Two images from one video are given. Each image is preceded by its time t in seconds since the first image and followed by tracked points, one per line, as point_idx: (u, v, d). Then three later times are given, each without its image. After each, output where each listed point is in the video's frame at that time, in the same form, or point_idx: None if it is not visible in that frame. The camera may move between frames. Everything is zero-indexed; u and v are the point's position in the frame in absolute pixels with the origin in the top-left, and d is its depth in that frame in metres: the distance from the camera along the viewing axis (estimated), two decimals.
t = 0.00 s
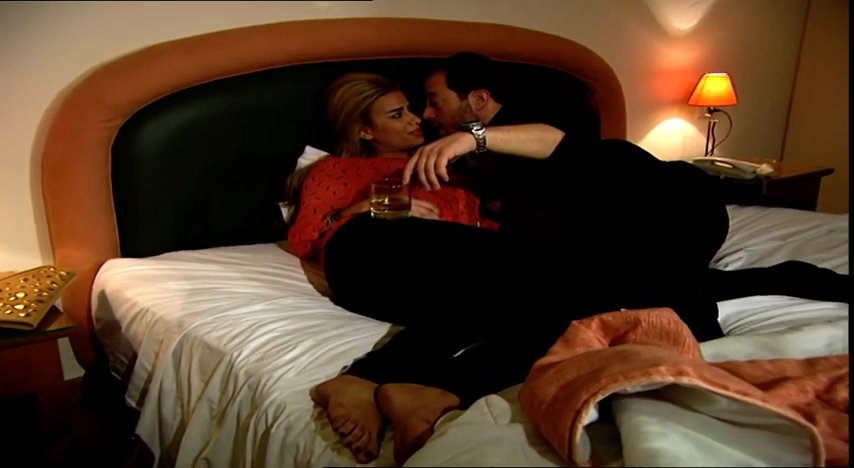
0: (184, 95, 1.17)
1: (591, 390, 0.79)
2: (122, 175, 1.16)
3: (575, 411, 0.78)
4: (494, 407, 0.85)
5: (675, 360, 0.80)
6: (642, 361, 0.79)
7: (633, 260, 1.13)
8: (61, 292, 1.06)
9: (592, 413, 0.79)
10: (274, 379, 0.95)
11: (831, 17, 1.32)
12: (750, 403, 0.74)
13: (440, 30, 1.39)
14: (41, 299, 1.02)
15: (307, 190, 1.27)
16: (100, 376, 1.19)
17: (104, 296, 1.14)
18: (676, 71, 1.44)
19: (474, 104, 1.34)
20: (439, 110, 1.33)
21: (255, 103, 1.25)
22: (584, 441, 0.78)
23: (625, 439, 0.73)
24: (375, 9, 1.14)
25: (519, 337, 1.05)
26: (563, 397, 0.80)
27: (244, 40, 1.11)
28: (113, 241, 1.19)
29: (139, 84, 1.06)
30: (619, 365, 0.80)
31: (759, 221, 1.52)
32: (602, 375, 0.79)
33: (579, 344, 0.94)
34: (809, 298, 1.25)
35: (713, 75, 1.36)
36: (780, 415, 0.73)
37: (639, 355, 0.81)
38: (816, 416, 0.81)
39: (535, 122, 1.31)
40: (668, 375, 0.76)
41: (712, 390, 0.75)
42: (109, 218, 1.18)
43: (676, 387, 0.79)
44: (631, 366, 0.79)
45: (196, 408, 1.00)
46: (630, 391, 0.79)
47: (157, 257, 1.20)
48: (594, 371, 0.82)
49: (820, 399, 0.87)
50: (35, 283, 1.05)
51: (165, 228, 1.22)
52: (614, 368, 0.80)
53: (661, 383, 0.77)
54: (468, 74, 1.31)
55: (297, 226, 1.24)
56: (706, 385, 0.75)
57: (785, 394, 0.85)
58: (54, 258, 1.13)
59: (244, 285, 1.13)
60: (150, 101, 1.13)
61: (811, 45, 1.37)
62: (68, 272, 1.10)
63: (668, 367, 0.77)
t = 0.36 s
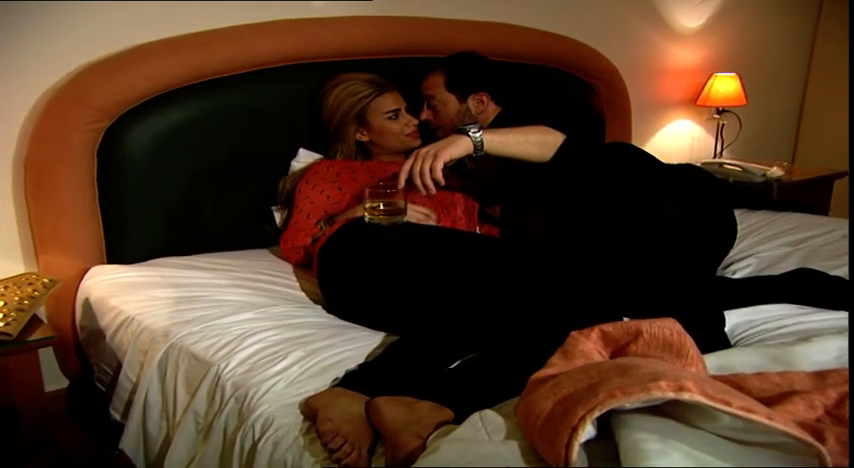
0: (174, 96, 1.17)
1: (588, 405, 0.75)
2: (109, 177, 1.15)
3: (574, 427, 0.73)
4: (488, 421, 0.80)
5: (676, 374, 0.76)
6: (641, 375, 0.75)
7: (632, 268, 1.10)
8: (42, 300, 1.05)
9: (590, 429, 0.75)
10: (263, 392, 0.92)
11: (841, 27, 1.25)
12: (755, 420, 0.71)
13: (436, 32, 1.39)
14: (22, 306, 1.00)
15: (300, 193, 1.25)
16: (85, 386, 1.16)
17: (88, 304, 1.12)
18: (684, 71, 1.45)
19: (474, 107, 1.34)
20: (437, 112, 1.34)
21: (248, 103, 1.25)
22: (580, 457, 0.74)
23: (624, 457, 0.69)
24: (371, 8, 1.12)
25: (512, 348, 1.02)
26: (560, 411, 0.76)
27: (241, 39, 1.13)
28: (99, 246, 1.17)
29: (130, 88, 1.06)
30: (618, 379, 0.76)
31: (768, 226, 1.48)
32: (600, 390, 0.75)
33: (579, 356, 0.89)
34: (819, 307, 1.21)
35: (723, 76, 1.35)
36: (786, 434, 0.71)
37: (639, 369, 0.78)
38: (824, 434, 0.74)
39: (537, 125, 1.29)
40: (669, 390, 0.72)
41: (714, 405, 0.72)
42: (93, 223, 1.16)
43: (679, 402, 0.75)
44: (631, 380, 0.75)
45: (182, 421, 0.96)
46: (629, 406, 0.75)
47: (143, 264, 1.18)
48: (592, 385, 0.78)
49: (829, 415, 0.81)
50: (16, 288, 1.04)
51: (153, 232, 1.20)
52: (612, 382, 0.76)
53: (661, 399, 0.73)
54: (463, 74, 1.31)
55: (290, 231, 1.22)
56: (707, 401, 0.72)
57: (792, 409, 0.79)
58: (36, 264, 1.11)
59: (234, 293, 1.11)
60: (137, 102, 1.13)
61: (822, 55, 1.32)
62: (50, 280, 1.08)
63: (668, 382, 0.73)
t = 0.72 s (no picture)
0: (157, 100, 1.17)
1: (586, 421, 0.70)
2: (95, 182, 1.13)
3: (570, 446, 0.69)
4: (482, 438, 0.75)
5: (678, 389, 0.72)
6: (641, 390, 0.71)
7: (633, 274, 1.07)
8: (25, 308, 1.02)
9: (588, 447, 0.71)
10: (250, 406, 0.88)
11: None
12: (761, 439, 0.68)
13: (433, 33, 1.37)
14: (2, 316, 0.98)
15: (294, 198, 1.22)
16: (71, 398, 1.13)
17: (72, 313, 1.10)
18: (693, 71, 1.51)
19: (474, 107, 1.31)
20: (438, 111, 1.31)
21: (239, 103, 1.24)
22: None
23: None
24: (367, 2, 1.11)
25: (519, 354, 0.98)
26: (555, 428, 0.71)
27: (220, 36, 1.15)
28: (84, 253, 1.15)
29: (113, 86, 1.07)
30: (616, 395, 0.72)
31: (777, 232, 1.43)
32: (597, 407, 0.71)
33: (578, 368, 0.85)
34: (831, 317, 1.16)
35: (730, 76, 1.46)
36: (794, 453, 0.69)
37: (639, 383, 0.73)
38: (835, 453, 0.70)
39: (540, 128, 1.25)
40: (669, 406, 0.68)
41: (717, 423, 0.68)
42: (80, 228, 1.14)
43: (681, 419, 0.70)
44: (629, 396, 0.71)
45: (167, 436, 0.93)
46: (628, 423, 0.71)
47: (130, 272, 1.15)
48: (590, 401, 0.73)
49: (840, 431, 0.76)
50: None
51: (141, 238, 1.18)
52: (610, 398, 0.72)
53: (661, 416, 0.69)
54: (460, 74, 1.28)
55: (282, 238, 1.19)
56: (710, 419, 0.68)
57: (800, 426, 0.75)
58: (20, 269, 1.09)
59: (223, 302, 1.08)
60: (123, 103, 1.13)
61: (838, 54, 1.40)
62: (33, 288, 1.06)
63: (669, 398, 0.69)
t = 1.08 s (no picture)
0: (143, 102, 1.16)
1: (583, 440, 0.66)
2: (81, 186, 1.12)
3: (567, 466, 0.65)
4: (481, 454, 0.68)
5: (680, 405, 0.68)
6: (641, 407, 0.67)
7: (635, 283, 1.04)
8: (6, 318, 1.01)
9: None
10: (238, 421, 0.85)
11: None
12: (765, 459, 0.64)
13: (431, 32, 1.34)
14: None
15: (287, 203, 1.19)
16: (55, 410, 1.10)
17: (55, 323, 1.07)
18: (697, 71, 1.53)
19: (474, 110, 1.30)
20: (436, 114, 1.28)
21: (230, 106, 1.23)
22: None
23: None
24: None
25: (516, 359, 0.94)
26: (551, 448, 0.67)
27: (213, 36, 1.18)
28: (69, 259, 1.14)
29: (91, 83, 1.08)
30: (615, 412, 0.68)
31: (788, 238, 1.38)
32: (595, 425, 0.67)
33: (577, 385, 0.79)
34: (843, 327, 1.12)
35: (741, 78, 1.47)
36: None
37: (639, 400, 0.69)
38: None
39: (540, 132, 1.22)
40: (671, 424, 0.65)
41: (722, 443, 0.64)
42: (65, 234, 1.13)
43: (683, 438, 0.67)
44: (629, 414, 0.67)
45: (152, 452, 0.90)
46: (628, 442, 0.67)
47: (117, 280, 1.12)
48: (588, 418, 0.69)
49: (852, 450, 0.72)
50: None
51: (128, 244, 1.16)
52: (609, 415, 0.68)
53: (662, 435, 0.65)
54: (459, 77, 1.25)
55: (275, 244, 1.16)
56: (713, 438, 0.64)
57: (809, 444, 0.71)
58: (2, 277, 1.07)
59: (212, 312, 1.05)
60: (108, 108, 1.13)
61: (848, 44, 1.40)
62: (15, 297, 1.04)
63: (671, 416, 0.65)
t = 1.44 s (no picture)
0: (131, 107, 1.14)
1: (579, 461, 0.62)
2: (67, 193, 1.10)
3: None
4: None
5: (681, 422, 0.64)
6: (641, 426, 0.63)
7: (639, 296, 1.00)
8: None
9: None
10: (225, 438, 0.81)
11: None
12: None
13: (429, 34, 1.33)
14: None
15: (280, 210, 1.17)
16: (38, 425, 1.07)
17: (38, 335, 1.05)
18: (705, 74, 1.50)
19: (473, 113, 1.28)
20: (434, 117, 1.28)
21: (223, 109, 1.20)
22: None
23: None
24: None
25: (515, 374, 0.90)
26: None
27: (207, 37, 1.15)
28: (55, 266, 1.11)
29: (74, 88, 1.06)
30: (615, 431, 0.64)
31: (799, 248, 1.33)
32: (593, 445, 0.63)
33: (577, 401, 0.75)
34: None
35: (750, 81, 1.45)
36: None
37: (640, 417, 0.65)
38: None
39: (542, 137, 1.18)
40: (671, 445, 0.60)
41: (724, 465, 0.60)
42: (50, 241, 1.10)
43: (683, 459, 0.63)
44: (628, 433, 0.63)
45: None
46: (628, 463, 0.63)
47: (104, 290, 1.10)
48: (586, 438, 0.65)
49: None
50: None
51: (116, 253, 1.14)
52: (608, 435, 0.63)
53: (663, 456, 0.61)
54: (457, 80, 1.24)
55: (267, 254, 1.13)
56: (715, 460, 0.60)
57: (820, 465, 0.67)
58: None
59: (201, 324, 1.02)
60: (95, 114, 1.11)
61: None
62: None
63: (671, 436, 0.61)
